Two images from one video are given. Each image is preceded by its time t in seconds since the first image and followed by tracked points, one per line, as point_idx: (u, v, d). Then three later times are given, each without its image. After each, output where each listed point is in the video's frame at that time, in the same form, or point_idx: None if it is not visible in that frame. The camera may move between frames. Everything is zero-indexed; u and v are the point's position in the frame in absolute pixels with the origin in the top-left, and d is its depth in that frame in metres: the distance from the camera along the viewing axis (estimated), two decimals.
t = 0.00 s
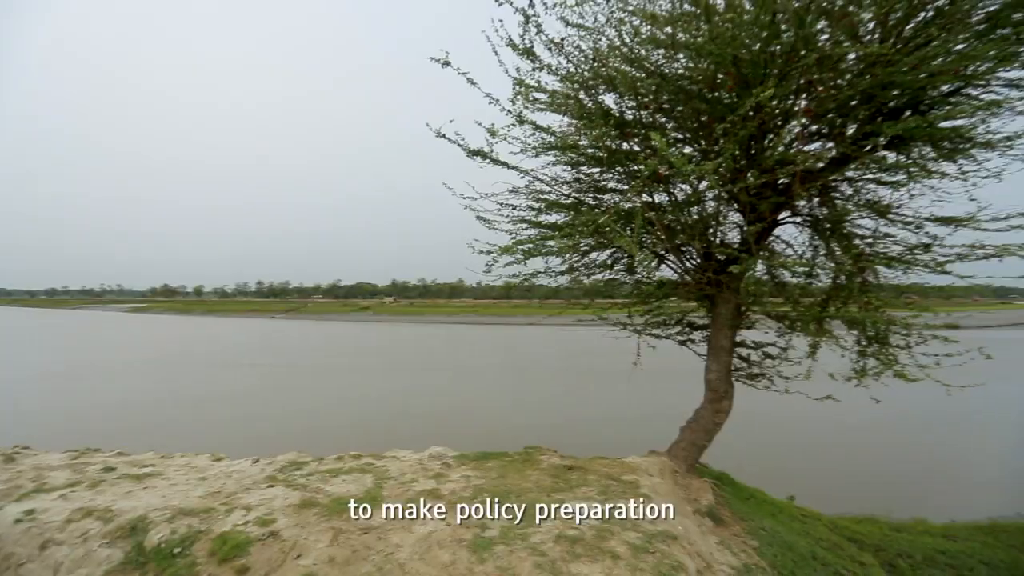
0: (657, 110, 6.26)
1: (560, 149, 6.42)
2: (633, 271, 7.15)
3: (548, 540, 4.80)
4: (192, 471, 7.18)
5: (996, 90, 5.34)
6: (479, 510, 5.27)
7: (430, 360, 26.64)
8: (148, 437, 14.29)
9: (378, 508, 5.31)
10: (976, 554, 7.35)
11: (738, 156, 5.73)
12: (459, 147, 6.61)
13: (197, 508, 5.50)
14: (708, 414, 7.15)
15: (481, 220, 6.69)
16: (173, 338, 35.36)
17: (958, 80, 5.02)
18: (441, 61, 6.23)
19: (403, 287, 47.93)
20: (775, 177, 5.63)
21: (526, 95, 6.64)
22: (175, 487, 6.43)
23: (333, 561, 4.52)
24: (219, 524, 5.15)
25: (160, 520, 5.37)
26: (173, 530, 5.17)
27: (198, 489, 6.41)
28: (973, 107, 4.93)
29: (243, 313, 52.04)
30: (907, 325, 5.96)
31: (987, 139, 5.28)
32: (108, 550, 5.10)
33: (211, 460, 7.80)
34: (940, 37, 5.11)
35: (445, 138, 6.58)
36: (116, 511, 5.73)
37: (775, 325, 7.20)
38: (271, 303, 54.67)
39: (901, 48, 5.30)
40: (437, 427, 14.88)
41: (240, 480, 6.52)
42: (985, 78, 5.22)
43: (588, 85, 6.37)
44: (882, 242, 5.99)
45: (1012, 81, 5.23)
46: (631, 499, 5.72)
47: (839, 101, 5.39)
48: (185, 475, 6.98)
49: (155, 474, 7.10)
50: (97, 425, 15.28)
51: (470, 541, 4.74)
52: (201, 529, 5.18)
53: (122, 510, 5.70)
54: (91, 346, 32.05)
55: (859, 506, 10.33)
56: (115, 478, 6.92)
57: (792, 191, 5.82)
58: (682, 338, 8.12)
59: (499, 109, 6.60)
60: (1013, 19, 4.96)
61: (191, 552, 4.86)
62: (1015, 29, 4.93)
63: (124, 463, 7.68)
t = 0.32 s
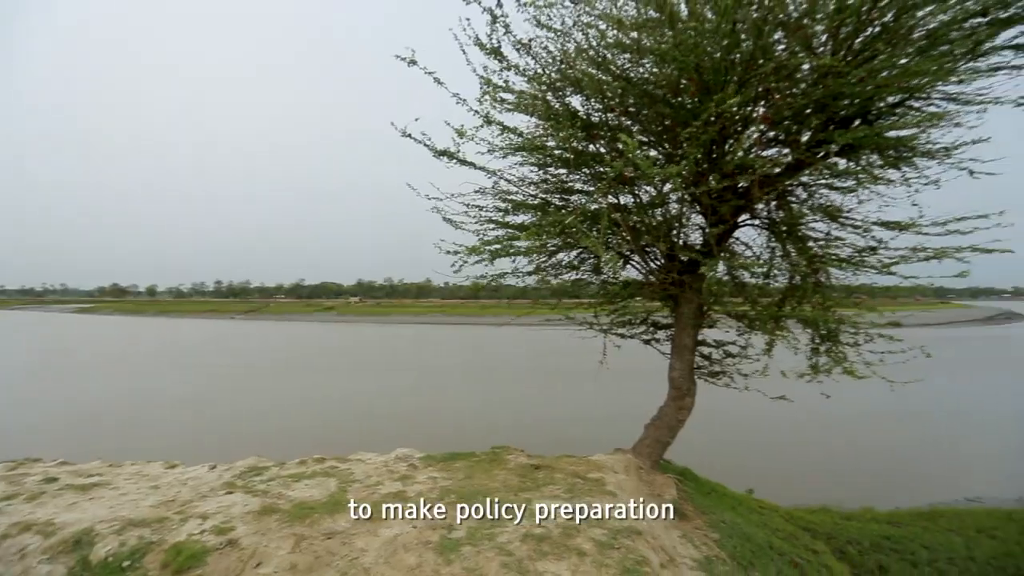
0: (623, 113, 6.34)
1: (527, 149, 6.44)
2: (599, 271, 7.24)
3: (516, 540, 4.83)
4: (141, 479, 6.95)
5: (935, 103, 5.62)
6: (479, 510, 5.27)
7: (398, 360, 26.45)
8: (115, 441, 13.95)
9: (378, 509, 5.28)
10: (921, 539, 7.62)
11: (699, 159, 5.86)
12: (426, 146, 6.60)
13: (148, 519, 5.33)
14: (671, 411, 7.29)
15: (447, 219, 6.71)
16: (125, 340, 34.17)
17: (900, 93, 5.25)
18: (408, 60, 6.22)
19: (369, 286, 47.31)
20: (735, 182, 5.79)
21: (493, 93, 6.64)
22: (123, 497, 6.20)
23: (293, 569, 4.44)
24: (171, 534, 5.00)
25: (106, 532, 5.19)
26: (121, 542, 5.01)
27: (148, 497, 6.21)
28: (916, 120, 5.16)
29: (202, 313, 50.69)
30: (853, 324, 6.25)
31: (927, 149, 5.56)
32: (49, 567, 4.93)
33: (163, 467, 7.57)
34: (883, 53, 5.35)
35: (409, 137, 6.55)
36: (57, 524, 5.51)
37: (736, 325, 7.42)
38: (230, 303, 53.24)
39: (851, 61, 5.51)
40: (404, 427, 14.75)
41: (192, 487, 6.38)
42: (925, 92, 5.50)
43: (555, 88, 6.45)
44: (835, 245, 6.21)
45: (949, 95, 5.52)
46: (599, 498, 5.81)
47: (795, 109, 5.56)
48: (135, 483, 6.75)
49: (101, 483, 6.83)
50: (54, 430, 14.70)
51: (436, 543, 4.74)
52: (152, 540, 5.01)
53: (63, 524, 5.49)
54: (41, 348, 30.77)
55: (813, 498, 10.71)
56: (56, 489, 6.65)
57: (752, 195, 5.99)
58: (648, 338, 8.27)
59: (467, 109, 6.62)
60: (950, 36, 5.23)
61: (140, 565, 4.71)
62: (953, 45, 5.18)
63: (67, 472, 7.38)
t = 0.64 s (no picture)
0: (587, 115, 6.40)
1: (492, 148, 6.43)
2: (564, 271, 7.30)
3: (480, 540, 4.84)
4: (85, 490, 6.66)
5: (878, 115, 5.87)
6: (479, 510, 5.33)
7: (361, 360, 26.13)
8: (61, 447, 13.34)
9: (367, 510, 5.26)
10: (865, 525, 7.96)
11: (662, 162, 5.96)
12: (390, 143, 6.53)
13: (92, 533, 5.13)
14: (634, 409, 7.41)
15: (411, 218, 6.68)
16: (70, 343, 32.65)
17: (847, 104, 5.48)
18: (372, 55, 6.15)
19: (330, 286, 46.51)
20: (695, 185, 5.93)
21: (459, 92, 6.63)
22: (65, 510, 5.93)
23: None
24: (118, 548, 4.82)
25: (45, 548, 4.96)
26: (61, 557, 4.80)
27: (92, 509, 5.96)
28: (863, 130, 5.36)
29: (154, 314, 48.84)
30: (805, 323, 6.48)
31: (872, 158, 5.79)
32: None
33: (109, 477, 7.26)
34: (831, 65, 5.57)
35: (373, 134, 6.47)
36: None
37: (696, 324, 7.60)
38: (184, 303, 51.57)
39: (803, 71, 5.72)
40: (368, 430, 14.59)
41: (141, 497, 6.16)
42: (870, 103, 5.74)
43: (520, 88, 6.47)
44: (789, 247, 6.42)
45: (892, 107, 5.78)
46: (563, 497, 5.87)
47: (751, 116, 5.73)
48: (77, 496, 6.46)
49: (40, 496, 6.53)
50: None
51: (400, 547, 4.70)
52: (96, 555, 4.81)
53: None
54: None
55: (768, 490, 11.09)
56: None
57: (713, 198, 6.14)
58: (611, 337, 8.39)
59: (432, 107, 6.58)
60: (894, 50, 5.41)
61: None
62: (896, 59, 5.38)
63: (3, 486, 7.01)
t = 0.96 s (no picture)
0: (554, 116, 6.45)
1: (459, 148, 6.41)
2: (531, 271, 7.32)
3: (446, 542, 4.82)
4: (22, 504, 6.34)
5: (830, 123, 6.09)
6: (479, 510, 5.41)
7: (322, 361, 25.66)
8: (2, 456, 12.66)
9: (328, 516, 5.17)
10: (817, 515, 8.26)
11: (627, 164, 6.05)
12: (355, 140, 6.45)
13: (31, 549, 4.88)
14: (599, 407, 7.50)
15: (375, 216, 6.59)
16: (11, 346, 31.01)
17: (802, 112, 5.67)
18: (338, 49, 6.08)
19: (292, 286, 45.55)
20: (659, 187, 6.04)
21: (426, 90, 6.57)
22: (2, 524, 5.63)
23: None
24: (60, 564, 4.61)
25: None
26: None
27: (32, 523, 5.67)
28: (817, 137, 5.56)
29: (103, 315, 46.84)
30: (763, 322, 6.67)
31: (824, 164, 6.02)
32: None
33: (50, 489, 6.92)
34: (787, 74, 5.75)
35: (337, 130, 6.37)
36: None
37: (659, 324, 7.74)
38: (135, 303, 49.66)
39: (760, 79, 5.89)
40: (330, 432, 14.38)
41: (86, 509, 5.90)
42: (822, 113, 5.95)
43: (487, 87, 6.48)
44: (747, 248, 6.60)
45: (841, 116, 6.01)
46: (529, 497, 5.90)
47: (712, 121, 5.88)
48: (16, 509, 6.14)
49: None
50: None
51: (364, 552, 4.64)
52: (35, 572, 4.59)
53: None
54: None
55: (728, 483, 11.39)
56: None
57: (676, 200, 6.26)
58: (577, 336, 8.46)
59: (399, 104, 6.52)
60: (844, 63, 5.63)
61: None
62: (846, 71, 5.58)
63: None
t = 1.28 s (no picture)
0: (526, 117, 6.47)
1: (431, 147, 6.37)
2: (503, 271, 7.33)
3: (418, 544, 4.78)
4: None
5: (793, 129, 6.25)
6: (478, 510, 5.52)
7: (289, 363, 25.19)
8: None
9: (294, 522, 5.07)
10: (781, 508, 8.48)
11: (598, 166, 6.10)
12: (325, 137, 6.35)
13: None
14: (571, 406, 7.54)
15: (345, 215, 6.49)
16: None
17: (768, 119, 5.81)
18: (306, 44, 5.99)
19: (258, 286, 44.65)
20: (630, 189, 6.11)
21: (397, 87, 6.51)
22: None
23: None
24: None
25: None
26: None
27: None
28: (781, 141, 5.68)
29: (57, 317, 45.04)
30: (731, 321, 6.79)
31: (788, 168, 6.17)
32: None
33: None
34: (753, 81, 5.89)
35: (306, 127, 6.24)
36: None
37: (630, 323, 7.83)
38: (91, 303, 47.84)
39: (727, 85, 6.01)
40: (297, 435, 14.14)
41: (37, 520, 5.66)
42: (786, 119, 6.10)
43: (460, 87, 6.46)
44: (715, 249, 6.72)
45: (804, 123, 6.17)
46: (501, 497, 5.91)
47: (681, 125, 5.98)
48: None
49: None
50: None
51: (334, 557, 4.56)
52: None
53: None
54: None
55: (696, 479, 11.60)
56: None
57: (646, 203, 6.34)
58: (549, 336, 8.49)
59: (370, 101, 6.45)
60: (805, 71, 5.78)
61: None
62: (806, 80, 5.73)
63: None
